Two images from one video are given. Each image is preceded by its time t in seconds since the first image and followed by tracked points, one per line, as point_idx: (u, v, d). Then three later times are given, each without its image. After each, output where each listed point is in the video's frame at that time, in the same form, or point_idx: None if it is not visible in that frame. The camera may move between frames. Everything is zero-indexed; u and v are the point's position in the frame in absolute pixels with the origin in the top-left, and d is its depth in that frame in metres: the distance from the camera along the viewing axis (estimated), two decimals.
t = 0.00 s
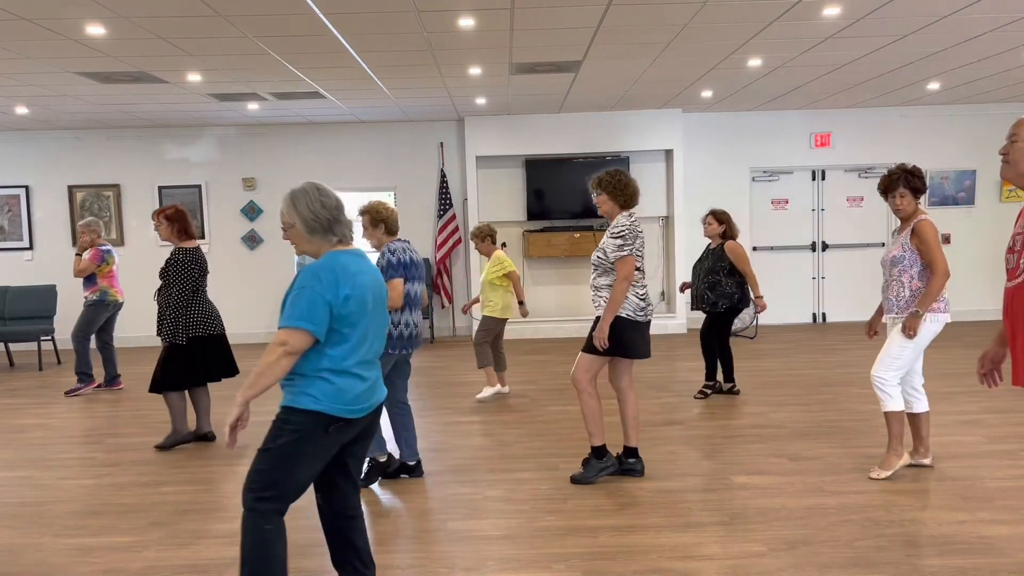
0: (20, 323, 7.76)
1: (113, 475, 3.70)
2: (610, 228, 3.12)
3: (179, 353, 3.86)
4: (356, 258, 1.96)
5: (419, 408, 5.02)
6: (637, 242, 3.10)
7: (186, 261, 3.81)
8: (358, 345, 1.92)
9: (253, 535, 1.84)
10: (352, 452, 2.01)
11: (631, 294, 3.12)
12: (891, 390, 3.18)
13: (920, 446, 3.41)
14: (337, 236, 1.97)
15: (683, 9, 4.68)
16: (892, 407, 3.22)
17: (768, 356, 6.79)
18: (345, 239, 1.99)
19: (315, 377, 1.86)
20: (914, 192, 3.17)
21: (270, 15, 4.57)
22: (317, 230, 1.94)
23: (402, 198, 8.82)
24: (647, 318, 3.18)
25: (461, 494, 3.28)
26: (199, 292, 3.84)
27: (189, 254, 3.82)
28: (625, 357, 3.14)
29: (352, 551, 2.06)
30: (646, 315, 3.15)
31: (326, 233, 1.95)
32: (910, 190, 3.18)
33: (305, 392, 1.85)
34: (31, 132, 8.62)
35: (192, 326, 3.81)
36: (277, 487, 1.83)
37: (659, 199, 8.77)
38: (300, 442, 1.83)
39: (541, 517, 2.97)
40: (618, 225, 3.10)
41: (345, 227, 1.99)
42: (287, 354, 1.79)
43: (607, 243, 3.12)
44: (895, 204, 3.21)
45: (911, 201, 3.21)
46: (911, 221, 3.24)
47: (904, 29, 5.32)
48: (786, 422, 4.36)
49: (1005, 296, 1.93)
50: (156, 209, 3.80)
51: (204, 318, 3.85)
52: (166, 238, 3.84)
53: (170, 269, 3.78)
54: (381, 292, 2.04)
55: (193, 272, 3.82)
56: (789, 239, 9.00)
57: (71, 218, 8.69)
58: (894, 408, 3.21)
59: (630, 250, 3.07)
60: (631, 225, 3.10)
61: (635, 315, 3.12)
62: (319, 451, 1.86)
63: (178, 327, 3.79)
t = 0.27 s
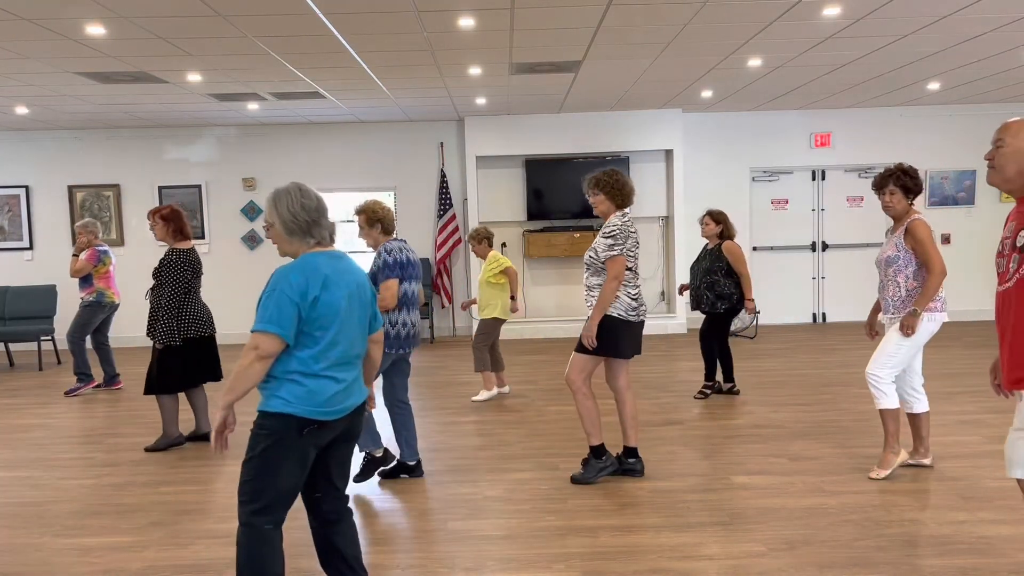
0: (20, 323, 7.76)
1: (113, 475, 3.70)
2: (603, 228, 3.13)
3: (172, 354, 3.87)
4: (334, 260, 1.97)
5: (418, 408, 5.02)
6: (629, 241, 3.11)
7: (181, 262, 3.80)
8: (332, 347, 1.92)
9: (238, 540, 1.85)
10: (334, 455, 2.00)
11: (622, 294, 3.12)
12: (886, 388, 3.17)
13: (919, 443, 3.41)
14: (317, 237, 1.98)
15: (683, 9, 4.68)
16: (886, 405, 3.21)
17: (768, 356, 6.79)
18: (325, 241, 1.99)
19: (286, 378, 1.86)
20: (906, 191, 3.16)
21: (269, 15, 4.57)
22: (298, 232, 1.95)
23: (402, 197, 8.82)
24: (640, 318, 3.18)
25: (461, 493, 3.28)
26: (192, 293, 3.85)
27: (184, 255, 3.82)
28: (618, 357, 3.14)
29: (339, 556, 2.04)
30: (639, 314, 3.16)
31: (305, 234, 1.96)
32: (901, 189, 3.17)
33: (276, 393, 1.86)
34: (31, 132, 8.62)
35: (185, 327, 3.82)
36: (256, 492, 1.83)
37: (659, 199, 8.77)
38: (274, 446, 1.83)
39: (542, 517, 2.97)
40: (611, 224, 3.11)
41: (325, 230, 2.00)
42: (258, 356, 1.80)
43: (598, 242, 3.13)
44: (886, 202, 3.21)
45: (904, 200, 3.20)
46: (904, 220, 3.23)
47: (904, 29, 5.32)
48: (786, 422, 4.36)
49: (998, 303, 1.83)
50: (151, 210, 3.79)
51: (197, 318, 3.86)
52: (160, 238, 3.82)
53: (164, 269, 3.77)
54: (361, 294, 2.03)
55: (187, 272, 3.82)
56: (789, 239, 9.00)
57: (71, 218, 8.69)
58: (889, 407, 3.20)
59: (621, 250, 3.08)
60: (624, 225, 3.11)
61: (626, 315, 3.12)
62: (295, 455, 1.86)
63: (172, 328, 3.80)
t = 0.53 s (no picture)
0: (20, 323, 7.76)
1: (113, 475, 3.70)
2: (597, 229, 3.12)
3: (168, 354, 3.88)
4: (318, 258, 1.97)
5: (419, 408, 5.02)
6: (624, 242, 3.11)
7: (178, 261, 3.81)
8: (320, 343, 1.91)
9: (235, 544, 1.85)
10: (330, 454, 2.01)
11: (617, 295, 3.12)
12: (884, 388, 3.17)
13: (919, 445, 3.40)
14: (298, 238, 1.97)
15: (683, 9, 4.69)
16: (885, 405, 3.21)
17: (768, 355, 6.79)
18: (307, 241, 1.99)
19: (277, 377, 1.86)
20: (897, 192, 3.14)
21: (269, 15, 4.57)
22: (279, 232, 1.95)
23: (402, 198, 8.82)
24: (635, 318, 3.19)
25: (461, 493, 3.29)
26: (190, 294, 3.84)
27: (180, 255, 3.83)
28: (611, 358, 3.15)
29: (340, 557, 2.02)
30: (635, 315, 3.16)
31: (285, 235, 1.96)
32: (891, 190, 3.15)
33: (268, 391, 1.86)
34: (31, 132, 8.62)
35: (183, 328, 3.83)
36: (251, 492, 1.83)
37: (659, 199, 8.78)
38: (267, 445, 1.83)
39: (542, 517, 2.97)
40: (605, 225, 3.10)
41: (306, 230, 1.99)
42: (252, 354, 1.79)
43: (592, 244, 3.12)
44: (876, 203, 3.19)
45: (896, 201, 3.18)
46: (896, 221, 3.22)
47: (904, 29, 5.32)
48: (786, 422, 4.36)
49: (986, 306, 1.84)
50: (145, 210, 3.80)
51: (195, 319, 3.86)
52: (156, 238, 3.83)
53: (160, 269, 3.78)
54: (347, 290, 2.03)
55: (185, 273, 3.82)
56: (788, 239, 9.00)
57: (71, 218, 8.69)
58: (887, 408, 3.19)
59: (617, 251, 3.07)
60: (618, 226, 3.11)
61: (624, 316, 3.13)
62: (288, 453, 1.85)
63: (169, 329, 3.79)
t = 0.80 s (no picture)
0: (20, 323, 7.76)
1: (114, 475, 3.70)
2: (587, 233, 3.11)
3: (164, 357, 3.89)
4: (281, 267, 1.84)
5: (420, 408, 5.02)
6: (614, 246, 3.11)
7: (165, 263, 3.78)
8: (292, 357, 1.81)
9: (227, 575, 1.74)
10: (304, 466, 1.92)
11: (609, 299, 3.12)
12: (898, 405, 3.17)
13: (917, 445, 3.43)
14: (257, 250, 1.82)
15: (684, 9, 4.69)
16: (899, 421, 3.21)
17: (768, 356, 6.79)
18: (266, 252, 1.85)
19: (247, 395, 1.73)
20: (888, 196, 3.12)
21: (270, 15, 4.57)
22: (237, 244, 1.80)
23: (402, 198, 8.82)
24: (625, 320, 3.19)
25: (461, 494, 3.28)
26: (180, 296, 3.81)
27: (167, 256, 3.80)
28: (604, 361, 3.17)
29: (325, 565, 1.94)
30: (625, 317, 3.17)
31: (243, 246, 1.81)
32: (881, 194, 3.14)
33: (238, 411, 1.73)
34: (32, 132, 8.63)
35: (177, 329, 3.83)
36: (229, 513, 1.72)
37: (659, 199, 8.78)
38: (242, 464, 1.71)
39: (542, 517, 2.97)
40: (595, 229, 3.10)
41: (265, 241, 1.84)
42: (247, 377, 1.68)
43: (583, 248, 3.12)
44: (867, 206, 3.18)
45: (887, 205, 3.17)
46: (888, 224, 3.21)
47: (904, 29, 5.32)
48: (786, 422, 4.37)
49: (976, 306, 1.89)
50: (135, 211, 3.78)
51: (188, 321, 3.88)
52: (143, 240, 3.81)
53: (148, 271, 3.76)
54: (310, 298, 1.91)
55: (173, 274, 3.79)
56: (788, 239, 9.00)
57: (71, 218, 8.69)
58: (903, 424, 3.21)
59: (606, 256, 3.07)
60: (608, 230, 3.11)
61: (613, 318, 3.13)
62: (264, 469, 1.75)
63: (162, 331, 3.79)
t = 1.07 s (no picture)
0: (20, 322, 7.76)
1: (113, 475, 3.70)
2: (572, 236, 3.12)
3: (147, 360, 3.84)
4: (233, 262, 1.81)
5: (419, 408, 5.02)
6: (599, 247, 3.11)
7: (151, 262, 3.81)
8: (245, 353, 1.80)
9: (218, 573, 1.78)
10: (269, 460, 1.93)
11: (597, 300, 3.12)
12: (903, 407, 3.17)
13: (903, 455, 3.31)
14: (208, 241, 1.81)
15: (684, 9, 4.69)
16: (903, 423, 3.22)
17: (768, 356, 6.79)
18: (219, 243, 1.83)
19: (207, 395, 1.73)
20: (874, 193, 3.13)
21: (269, 16, 4.57)
22: (188, 234, 1.78)
23: (402, 198, 8.82)
24: (614, 321, 3.19)
25: (462, 494, 3.28)
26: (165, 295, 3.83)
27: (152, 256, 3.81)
28: (597, 362, 3.17)
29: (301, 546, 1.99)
30: (614, 317, 3.16)
31: (194, 237, 1.79)
32: (868, 191, 3.15)
33: (198, 411, 1.72)
34: (32, 132, 8.63)
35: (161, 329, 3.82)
36: (204, 514, 1.74)
37: (659, 199, 8.78)
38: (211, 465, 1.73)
39: (543, 517, 2.97)
40: (579, 232, 3.10)
41: (218, 234, 1.83)
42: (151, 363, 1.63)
43: (569, 250, 3.12)
44: (854, 204, 3.18)
45: (874, 202, 3.16)
46: (875, 221, 3.20)
47: (904, 29, 5.32)
48: (785, 422, 4.36)
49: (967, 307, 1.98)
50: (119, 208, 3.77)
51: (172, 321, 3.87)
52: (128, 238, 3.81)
53: (134, 270, 3.78)
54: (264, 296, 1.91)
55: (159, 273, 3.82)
56: (788, 240, 9.00)
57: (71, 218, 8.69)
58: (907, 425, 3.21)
59: (592, 258, 3.08)
60: (592, 231, 3.10)
61: (602, 319, 3.12)
62: (232, 469, 1.77)
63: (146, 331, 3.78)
